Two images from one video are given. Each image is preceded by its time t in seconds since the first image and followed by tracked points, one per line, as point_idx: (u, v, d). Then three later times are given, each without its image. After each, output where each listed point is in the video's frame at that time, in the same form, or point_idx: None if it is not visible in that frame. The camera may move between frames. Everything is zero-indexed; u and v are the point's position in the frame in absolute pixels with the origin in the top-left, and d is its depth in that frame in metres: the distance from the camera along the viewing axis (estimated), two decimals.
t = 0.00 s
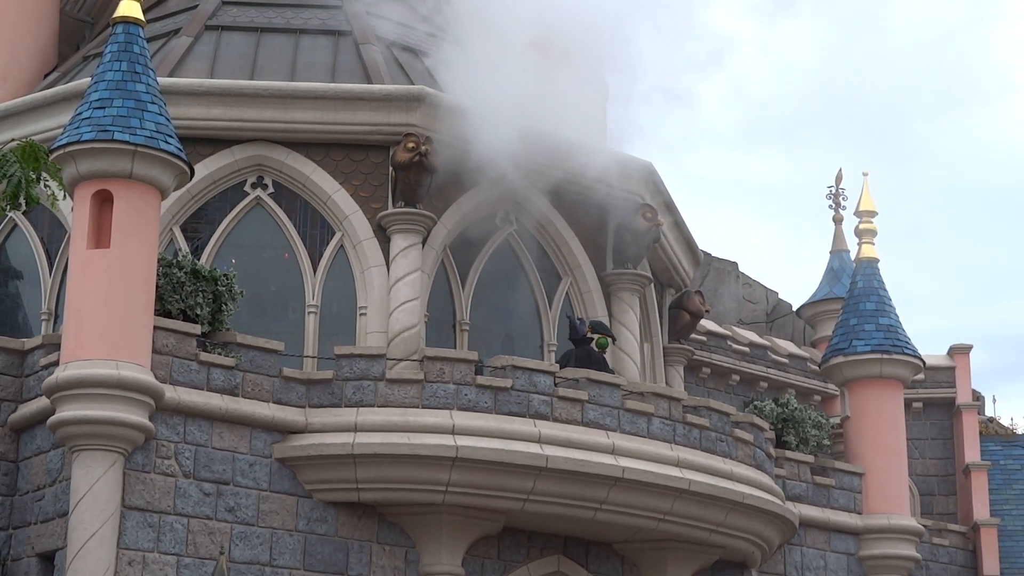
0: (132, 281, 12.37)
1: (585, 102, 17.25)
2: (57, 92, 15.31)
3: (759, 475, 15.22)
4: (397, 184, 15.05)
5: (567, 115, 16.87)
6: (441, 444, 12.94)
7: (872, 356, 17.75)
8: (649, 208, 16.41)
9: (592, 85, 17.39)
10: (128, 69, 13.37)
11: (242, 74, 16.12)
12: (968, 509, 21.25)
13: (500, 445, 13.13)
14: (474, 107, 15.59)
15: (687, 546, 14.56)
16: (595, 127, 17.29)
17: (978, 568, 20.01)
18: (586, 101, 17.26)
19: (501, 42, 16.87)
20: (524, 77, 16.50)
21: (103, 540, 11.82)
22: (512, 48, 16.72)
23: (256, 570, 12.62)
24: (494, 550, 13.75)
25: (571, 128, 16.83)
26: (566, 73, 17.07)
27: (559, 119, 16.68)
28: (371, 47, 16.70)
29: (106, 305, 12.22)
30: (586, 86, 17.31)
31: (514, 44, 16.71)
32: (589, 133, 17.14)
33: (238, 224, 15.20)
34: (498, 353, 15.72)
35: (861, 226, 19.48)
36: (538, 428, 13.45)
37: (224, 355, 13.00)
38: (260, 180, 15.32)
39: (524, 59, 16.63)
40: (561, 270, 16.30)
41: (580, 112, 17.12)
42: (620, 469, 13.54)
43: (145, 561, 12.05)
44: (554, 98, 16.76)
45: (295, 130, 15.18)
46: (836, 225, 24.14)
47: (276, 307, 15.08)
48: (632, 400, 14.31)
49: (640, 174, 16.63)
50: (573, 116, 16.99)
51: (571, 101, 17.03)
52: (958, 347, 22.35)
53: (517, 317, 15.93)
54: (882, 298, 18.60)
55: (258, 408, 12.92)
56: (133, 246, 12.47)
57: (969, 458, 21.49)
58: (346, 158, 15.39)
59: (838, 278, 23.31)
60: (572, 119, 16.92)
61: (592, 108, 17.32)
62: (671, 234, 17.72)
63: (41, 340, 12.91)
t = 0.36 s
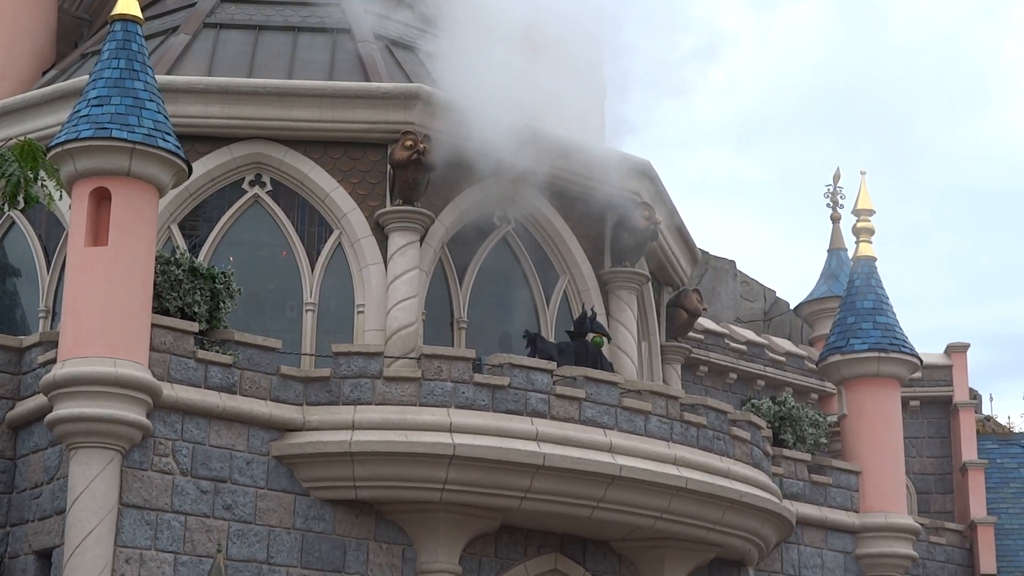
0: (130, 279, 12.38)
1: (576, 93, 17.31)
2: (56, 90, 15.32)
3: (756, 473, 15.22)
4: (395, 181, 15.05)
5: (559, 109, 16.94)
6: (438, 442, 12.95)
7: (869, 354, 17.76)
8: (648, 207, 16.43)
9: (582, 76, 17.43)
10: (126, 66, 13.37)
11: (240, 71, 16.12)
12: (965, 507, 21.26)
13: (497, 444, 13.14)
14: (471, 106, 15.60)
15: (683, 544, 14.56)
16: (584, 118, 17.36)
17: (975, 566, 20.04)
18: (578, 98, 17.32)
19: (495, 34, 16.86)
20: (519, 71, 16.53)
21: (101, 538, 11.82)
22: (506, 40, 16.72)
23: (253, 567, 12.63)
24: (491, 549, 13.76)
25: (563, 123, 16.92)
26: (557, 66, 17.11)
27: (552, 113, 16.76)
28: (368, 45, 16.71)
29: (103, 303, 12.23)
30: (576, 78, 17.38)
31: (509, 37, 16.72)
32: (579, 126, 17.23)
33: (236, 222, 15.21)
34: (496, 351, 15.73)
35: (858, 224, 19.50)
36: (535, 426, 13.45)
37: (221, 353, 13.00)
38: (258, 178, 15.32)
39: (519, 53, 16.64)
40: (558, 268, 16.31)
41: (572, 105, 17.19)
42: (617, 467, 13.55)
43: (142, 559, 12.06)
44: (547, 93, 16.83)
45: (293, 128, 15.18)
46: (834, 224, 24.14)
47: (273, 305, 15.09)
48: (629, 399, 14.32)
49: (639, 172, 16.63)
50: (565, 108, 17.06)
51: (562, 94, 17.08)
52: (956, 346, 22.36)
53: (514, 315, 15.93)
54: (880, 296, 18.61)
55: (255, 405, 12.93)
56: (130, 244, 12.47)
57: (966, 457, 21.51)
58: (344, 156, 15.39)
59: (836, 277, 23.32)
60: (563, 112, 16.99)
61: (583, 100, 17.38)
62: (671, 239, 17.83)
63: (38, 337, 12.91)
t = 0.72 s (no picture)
0: (128, 279, 12.37)
1: (571, 85, 17.51)
2: (54, 89, 15.31)
3: (754, 472, 15.23)
4: (393, 181, 15.05)
5: (552, 103, 17.16)
6: (437, 441, 12.95)
7: (868, 353, 17.76)
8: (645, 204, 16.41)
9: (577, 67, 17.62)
10: (124, 66, 13.36)
11: (238, 71, 16.12)
12: (963, 506, 21.26)
13: (495, 443, 13.14)
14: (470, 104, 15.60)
15: (682, 543, 14.57)
16: (581, 109, 17.55)
17: (973, 565, 20.06)
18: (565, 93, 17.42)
19: (485, 27, 17.05)
20: (513, 65, 16.73)
21: (99, 538, 11.82)
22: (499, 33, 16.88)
23: (252, 567, 12.63)
24: (489, 547, 13.76)
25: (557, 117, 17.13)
26: (549, 58, 17.32)
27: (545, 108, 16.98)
28: (366, 45, 16.70)
29: (102, 302, 12.22)
30: (566, 71, 17.53)
31: (502, 28, 16.87)
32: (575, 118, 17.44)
33: (234, 221, 15.20)
34: (494, 350, 15.73)
35: (856, 223, 19.50)
36: (534, 425, 13.45)
37: (220, 352, 12.99)
38: (256, 177, 15.32)
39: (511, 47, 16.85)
40: (556, 267, 16.31)
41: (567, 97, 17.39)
42: (616, 467, 13.55)
43: (141, 559, 12.06)
44: (540, 87, 17.05)
45: (291, 127, 15.18)
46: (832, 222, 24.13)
47: (272, 305, 15.08)
48: (627, 398, 14.32)
49: (640, 172, 16.61)
50: (559, 101, 17.27)
51: (549, 89, 17.20)
52: (954, 344, 22.35)
53: (512, 314, 15.93)
54: (878, 295, 18.61)
55: (254, 405, 12.93)
56: (128, 244, 12.46)
57: (965, 455, 21.51)
58: (342, 155, 15.39)
59: (834, 276, 23.32)
60: (558, 106, 17.21)
61: (575, 93, 17.53)
62: (669, 232, 17.80)
63: (36, 337, 12.91)
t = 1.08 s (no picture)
0: (124, 278, 12.35)
1: (568, 74, 17.70)
2: (51, 88, 15.29)
3: (751, 471, 15.24)
4: (389, 180, 15.04)
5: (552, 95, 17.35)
6: (434, 441, 12.93)
7: (865, 352, 17.75)
8: (642, 203, 16.41)
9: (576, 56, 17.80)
10: (120, 65, 13.35)
11: (234, 70, 16.11)
12: (959, 505, 21.25)
13: (493, 442, 13.13)
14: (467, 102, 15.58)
15: (679, 543, 14.57)
16: (580, 100, 17.75)
17: (970, 564, 20.07)
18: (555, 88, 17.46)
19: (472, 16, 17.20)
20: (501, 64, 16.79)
21: (95, 537, 11.80)
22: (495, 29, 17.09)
23: (248, 566, 12.62)
24: (486, 547, 13.75)
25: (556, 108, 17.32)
26: (538, 54, 17.37)
27: (543, 100, 17.17)
28: (363, 43, 16.69)
29: (98, 302, 12.20)
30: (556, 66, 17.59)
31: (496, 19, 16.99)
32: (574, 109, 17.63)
33: (230, 220, 15.19)
34: (490, 349, 15.72)
35: (853, 222, 19.49)
36: (531, 424, 13.44)
37: (216, 352, 12.97)
38: (252, 177, 15.30)
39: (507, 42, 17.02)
40: (552, 266, 16.30)
41: (565, 88, 17.58)
42: (612, 466, 13.55)
43: (137, 559, 12.05)
44: (537, 77, 17.25)
45: (287, 126, 15.17)
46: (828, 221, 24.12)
47: (269, 304, 15.07)
48: (624, 397, 14.31)
49: (635, 171, 16.61)
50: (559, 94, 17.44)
51: (540, 85, 17.24)
52: (950, 343, 22.34)
53: (508, 314, 15.92)
54: (875, 294, 18.60)
55: (250, 404, 12.91)
56: (124, 243, 12.45)
57: (961, 454, 21.52)
58: (338, 154, 15.38)
59: (829, 275, 23.13)
60: (551, 98, 17.34)
61: (566, 88, 17.58)
62: (666, 230, 17.75)
63: (32, 336, 12.89)
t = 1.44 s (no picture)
0: (122, 277, 12.35)
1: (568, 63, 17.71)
2: (49, 87, 15.28)
3: (750, 470, 15.24)
4: (387, 179, 15.04)
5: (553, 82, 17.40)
6: (433, 440, 12.93)
7: (863, 350, 17.75)
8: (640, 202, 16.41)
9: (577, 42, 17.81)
10: (119, 65, 13.35)
11: (233, 70, 16.11)
12: (958, 503, 21.26)
13: (492, 441, 13.13)
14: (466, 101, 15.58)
15: (678, 542, 14.57)
16: (579, 88, 17.85)
17: (969, 563, 20.08)
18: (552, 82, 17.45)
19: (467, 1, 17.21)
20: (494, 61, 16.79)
21: (95, 537, 11.80)
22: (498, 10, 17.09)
23: (248, 566, 12.62)
24: (485, 546, 13.75)
25: (556, 98, 17.42)
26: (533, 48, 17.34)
27: (539, 93, 17.19)
28: (361, 43, 16.69)
29: (97, 301, 12.20)
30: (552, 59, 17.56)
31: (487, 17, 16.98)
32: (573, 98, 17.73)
33: (229, 220, 15.19)
34: (489, 348, 15.71)
35: (851, 221, 19.50)
36: (529, 423, 13.44)
37: (215, 351, 12.97)
38: (250, 176, 15.30)
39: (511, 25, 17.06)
40: (551, 266, 16.30)
41: (568, 75, 17.67)
42: (612, 465, 13.55)
43: (136, 558, 12.05)
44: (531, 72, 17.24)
45: (285, 125, 15.16)
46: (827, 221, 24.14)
47: (267, 304, 15.07)
48: (622, 396, 14.31)
49: (633, 169, 16.60)
50: (559, 81, 17.51)
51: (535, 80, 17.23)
52: (949, 342, 22.35)
53: (507, 313, 15.91)
54: (874, 293, 18.60)
55: (249, 404, 12.91)
56: (123, 243, 12.45)
57: (960, 453, 21.52)
58: (337, 153, 15.37)
59: (827, 274, 23.15)
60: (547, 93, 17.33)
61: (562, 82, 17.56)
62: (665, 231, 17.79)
63: (31, 336, 12.88)
